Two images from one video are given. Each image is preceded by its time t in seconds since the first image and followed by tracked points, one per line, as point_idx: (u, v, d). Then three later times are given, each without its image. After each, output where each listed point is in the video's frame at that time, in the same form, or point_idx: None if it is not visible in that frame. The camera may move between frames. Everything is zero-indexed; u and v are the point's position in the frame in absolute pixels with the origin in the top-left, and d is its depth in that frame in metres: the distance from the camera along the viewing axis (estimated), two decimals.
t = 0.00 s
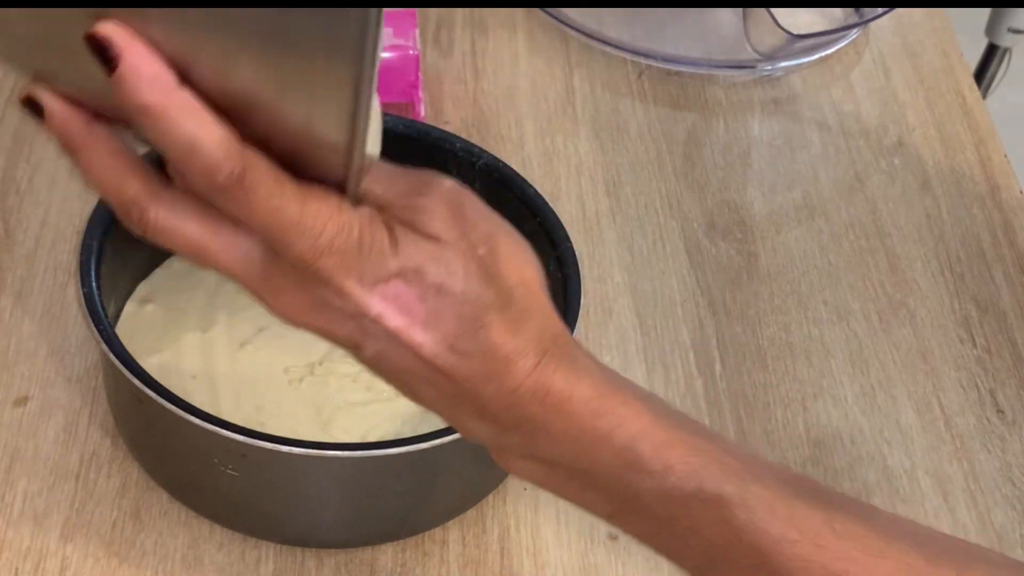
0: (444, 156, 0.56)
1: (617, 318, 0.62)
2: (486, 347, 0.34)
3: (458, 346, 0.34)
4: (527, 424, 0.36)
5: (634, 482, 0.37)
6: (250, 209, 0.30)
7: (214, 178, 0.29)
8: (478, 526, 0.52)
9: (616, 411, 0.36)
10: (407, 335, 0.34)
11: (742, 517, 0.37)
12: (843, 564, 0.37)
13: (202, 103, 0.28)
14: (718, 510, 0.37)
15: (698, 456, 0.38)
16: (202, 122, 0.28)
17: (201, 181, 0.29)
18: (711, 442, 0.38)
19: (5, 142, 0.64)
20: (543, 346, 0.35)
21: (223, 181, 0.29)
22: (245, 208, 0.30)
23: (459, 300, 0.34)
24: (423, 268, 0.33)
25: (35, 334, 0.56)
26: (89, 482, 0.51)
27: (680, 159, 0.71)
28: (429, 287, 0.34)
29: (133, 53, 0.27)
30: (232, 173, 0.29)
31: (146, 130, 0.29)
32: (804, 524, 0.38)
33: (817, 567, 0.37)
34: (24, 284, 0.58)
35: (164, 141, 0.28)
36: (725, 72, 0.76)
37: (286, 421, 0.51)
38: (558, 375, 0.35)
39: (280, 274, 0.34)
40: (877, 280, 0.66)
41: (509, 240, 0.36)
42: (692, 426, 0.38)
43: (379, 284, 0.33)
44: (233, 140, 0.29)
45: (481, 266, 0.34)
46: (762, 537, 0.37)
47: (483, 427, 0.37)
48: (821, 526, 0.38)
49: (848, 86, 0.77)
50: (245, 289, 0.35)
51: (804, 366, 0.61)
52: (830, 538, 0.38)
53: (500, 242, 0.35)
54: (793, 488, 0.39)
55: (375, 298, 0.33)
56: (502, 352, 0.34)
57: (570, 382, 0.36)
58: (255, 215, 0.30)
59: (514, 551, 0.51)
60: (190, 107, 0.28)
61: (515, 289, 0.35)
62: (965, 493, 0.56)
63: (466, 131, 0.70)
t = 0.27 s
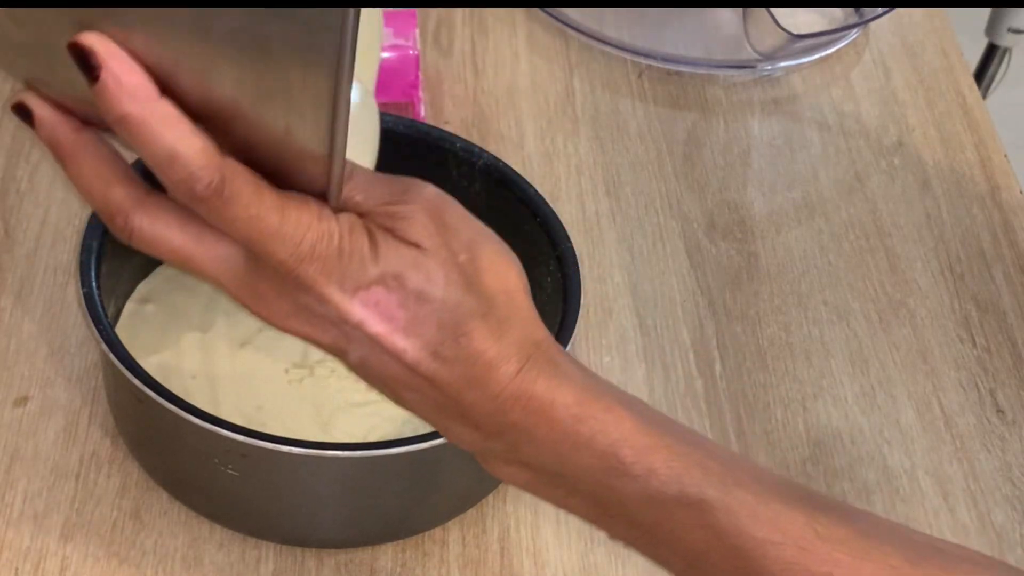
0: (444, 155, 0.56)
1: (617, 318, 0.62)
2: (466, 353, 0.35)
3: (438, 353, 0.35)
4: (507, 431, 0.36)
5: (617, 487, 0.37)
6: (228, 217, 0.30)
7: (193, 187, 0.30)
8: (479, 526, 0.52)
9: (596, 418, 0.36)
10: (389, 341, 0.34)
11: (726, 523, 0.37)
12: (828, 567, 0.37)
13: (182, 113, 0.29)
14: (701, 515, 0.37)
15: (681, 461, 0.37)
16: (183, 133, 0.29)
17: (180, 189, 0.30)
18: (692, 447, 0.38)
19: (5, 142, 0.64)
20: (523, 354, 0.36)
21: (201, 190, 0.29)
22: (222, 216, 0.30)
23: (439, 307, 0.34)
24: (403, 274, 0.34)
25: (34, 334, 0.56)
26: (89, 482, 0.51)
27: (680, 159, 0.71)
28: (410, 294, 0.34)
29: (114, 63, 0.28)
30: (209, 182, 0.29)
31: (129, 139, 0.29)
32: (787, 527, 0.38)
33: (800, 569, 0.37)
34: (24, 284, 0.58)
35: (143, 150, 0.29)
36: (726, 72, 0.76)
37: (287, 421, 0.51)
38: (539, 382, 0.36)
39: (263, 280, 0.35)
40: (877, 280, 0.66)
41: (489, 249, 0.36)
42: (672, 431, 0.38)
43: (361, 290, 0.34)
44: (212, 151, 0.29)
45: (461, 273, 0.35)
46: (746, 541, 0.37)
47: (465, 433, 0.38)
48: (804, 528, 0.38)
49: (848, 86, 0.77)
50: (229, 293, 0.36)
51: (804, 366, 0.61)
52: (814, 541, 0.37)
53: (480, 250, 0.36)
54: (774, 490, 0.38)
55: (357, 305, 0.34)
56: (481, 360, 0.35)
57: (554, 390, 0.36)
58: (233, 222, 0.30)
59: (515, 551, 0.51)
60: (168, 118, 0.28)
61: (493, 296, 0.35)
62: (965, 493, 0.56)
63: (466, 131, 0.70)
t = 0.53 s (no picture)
0: (444, 156, 0.56)
1: (617, 318, 0.62)
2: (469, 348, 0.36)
3: (442, 346, 0.36)
4: (511, 426, 0.37)
5: (620, 482, 0.37)
6: (238, 201, 0.31)
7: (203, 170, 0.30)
8: (478, 526, 0.52)
9: (598, 411, 0.37)
10: (394, 334, 0.35)
11: (728, 517, 0.37)
12: (830, 562, 0.37)
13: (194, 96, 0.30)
14: (703, 509, 0.37)
15: (682, 454, 0.38)
16: (195, 116, 0.29)
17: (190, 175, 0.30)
18: (694, 444, 0.39)
19: (5, 142, 0.65)
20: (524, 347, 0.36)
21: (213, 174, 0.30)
22: (232, 203, 0.31)
23: (441, 298, 0.36)
24: (406, 262, 0.35)
25: (34, 334, 0.56)
26: (89, 482, 0.51)
27: (680, 159, 0.71)
28: (412, 284, 0.35)
29: (131, 44, 0.28)
30: (222, 166, 0.30)
31: (137, 119, 0.30)
32: (788, 522, 0.37)
33: (802, 566, 0.37)
34: (24, 284, 0.58)
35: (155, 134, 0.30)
36: (725, 72, 0.76)
37: (286, 421, 0.51)
38: (542, 374, 0.36)
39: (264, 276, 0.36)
40: (877, 280, 0.66)
41: (490, 245, 0.37)
42: (673, 426, 0.39)
43: (365, 281, 0.35)
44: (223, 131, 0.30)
45: (461, 263, 0.36)
46: (747, 534, 0.37)
47: (469, 432, 0.38)
48: (804, 523, 0.37)
49: (848, 86, 0.77)
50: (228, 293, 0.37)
51: (804, 366, 0.61)
52: (815, 535, 0.37)
53: (480, 244, 0.37)
54: (777, 486, 0.39)
55: (360, 296, 0.35)
56: (484, 352, 0.36)
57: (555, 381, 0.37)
58: (242, 207, 0.31)
59: (514, 551, 0.51)
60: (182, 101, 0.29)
61: (494, 290, 0.36)
62: (965, 493, 0.56)
63: (466, 131, 0.70)
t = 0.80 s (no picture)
0: (444, 155, 0.56)
1: (617, 318, 0.62)
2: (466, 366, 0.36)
3: (438, 365, 0.37)
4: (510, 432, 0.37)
5: (616, 488, 0.37)
6: (218, 250, 0.33)
7: (181, 225, 0.32)
8: (478, 526, 0.52)
9: (597, 421, 0.37)
10: (390, 356, 0.37)
11: (724, 520, 0.37)
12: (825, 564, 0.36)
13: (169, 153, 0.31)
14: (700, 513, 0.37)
15: (683, 457, 0.38)
16: (170, 175, 0.31)
17: (170, 227, 0.32)
18: (694, 442, 0.38)
19: (5, 142, 0.65)
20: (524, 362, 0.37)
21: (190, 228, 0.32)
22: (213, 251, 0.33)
23: (434, 326, 0.36)
24: (396, 297, 0.36)
25: (34, 333, 0.56)
26: (89, 482, 0.51)
27: (680, 159, 0.71)
28: (403, 315, 0.36)
29: (105, 106, 0.30)
30: (198, 220, 0.32)
31: (119, 176, 0.32)
32: (785, 526, 0.37)
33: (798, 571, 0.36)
34: (24, 284, 0.58)
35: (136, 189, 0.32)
36: (725, 72, 0.77)
37: (286, 421, 0.51)
38: (540, 389, 0.37)
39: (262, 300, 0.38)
40: (877, 280, 0.66)
41: (489, 263, 0.37)
42: (674, 427, 0.39)
43: (356, 311, 0.36)
44: (197, 189, 0.31)
45: (458, 292, 0.36)
46: (745, 538, 0.37)
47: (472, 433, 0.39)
48: (800, 526, 0.37)
49: (848, 86, 0.77)
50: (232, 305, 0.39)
51: (803, 366, 0.61)
52: (812, 539, 0.37)
53: (478, 265, 0.37)
54: (773, 483, 0.38)
55: (353, 325, 0.36)
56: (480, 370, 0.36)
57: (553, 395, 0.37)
58: (224, 255, 0.33)
59: (514, 551, 0.51)
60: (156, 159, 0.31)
61: (491, 309, 0.36)
62: (965, 493, 0.56)
63: (466, 131, 0.70)
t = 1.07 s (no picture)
0: (444, 155, 0.56)
1: (617, 318, 0.62)
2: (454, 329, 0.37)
3: (427, 327, 0.37)
4: (498, 396, 0.38)
5: (599, 451, 0.37)
6: (208, 215, 0.33)
7: (170, 193, 0.32)
8: (478, 526, 0.52)
9: (584, 382, 0.37)
10: (381, 318, 0.38)
11: (709, 489, 0.36)
12: (806, 536, 0.36)
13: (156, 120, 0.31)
14: (682, 481, 0.37)
15: (672, 424, 0.37)
16: (157, 143, 0.31)
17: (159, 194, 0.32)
18: (687, 409, 0.38)
19: (5, 142, 0.64)
20: (510, 327, 0.37)
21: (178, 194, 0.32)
22: (203, 217, 0.33)
23: (424, 291, 0.37)
24: (384, 263, 0.36)
25: (34, 334, 0.56)
26: (89, 482, 0.51)
27: (680, 160, 0.71)
28: (392, 280, 0.37)
29: (92, 71, 0.30)
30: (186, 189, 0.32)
31: (104, 141, 0.32)
32: (770, 495, 0.36)
33: (780, 543, 0.36)
34: (24, 284, 0.58)
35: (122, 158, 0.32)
36: (725, 72, 0.77)
37: (286, 422, 0.51)
38: (527, 353, 0.37)
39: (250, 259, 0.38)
40: (877, 280, 0.66)
41: (480, 229, 0.37)
42: (666, 395, 0.38)
43: (345, 276, 0.37)
44: (184, 157, 0.32)
45: (446, 256, 0.37)
46: (727, 506, 0.36)
47: (463, 392, 0.40)
48: (785, 497, 0.36)
49: (849, 86, 0.77)
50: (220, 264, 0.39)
51: (804, 366, 0.61)
52: (795, 510, 0.36)
53: (468, 230, 0.37)
54: (767, 455, 0.37)
55: (343, 288, 0.37)
56: (468, 331, 0.37)
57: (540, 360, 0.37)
58: (213, 221, 0.33)
59: (514, 550, 0.51)
60: (144, 127, 0.31)
61: (482, 275, 0.37)
62: (965, 493, 0.56)
63: (466, 131, 0.70)
